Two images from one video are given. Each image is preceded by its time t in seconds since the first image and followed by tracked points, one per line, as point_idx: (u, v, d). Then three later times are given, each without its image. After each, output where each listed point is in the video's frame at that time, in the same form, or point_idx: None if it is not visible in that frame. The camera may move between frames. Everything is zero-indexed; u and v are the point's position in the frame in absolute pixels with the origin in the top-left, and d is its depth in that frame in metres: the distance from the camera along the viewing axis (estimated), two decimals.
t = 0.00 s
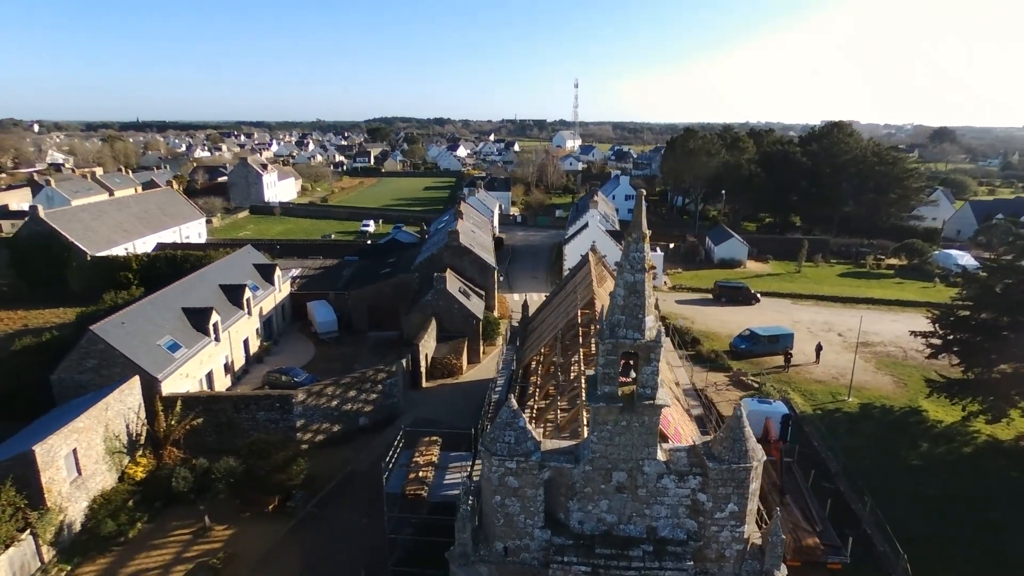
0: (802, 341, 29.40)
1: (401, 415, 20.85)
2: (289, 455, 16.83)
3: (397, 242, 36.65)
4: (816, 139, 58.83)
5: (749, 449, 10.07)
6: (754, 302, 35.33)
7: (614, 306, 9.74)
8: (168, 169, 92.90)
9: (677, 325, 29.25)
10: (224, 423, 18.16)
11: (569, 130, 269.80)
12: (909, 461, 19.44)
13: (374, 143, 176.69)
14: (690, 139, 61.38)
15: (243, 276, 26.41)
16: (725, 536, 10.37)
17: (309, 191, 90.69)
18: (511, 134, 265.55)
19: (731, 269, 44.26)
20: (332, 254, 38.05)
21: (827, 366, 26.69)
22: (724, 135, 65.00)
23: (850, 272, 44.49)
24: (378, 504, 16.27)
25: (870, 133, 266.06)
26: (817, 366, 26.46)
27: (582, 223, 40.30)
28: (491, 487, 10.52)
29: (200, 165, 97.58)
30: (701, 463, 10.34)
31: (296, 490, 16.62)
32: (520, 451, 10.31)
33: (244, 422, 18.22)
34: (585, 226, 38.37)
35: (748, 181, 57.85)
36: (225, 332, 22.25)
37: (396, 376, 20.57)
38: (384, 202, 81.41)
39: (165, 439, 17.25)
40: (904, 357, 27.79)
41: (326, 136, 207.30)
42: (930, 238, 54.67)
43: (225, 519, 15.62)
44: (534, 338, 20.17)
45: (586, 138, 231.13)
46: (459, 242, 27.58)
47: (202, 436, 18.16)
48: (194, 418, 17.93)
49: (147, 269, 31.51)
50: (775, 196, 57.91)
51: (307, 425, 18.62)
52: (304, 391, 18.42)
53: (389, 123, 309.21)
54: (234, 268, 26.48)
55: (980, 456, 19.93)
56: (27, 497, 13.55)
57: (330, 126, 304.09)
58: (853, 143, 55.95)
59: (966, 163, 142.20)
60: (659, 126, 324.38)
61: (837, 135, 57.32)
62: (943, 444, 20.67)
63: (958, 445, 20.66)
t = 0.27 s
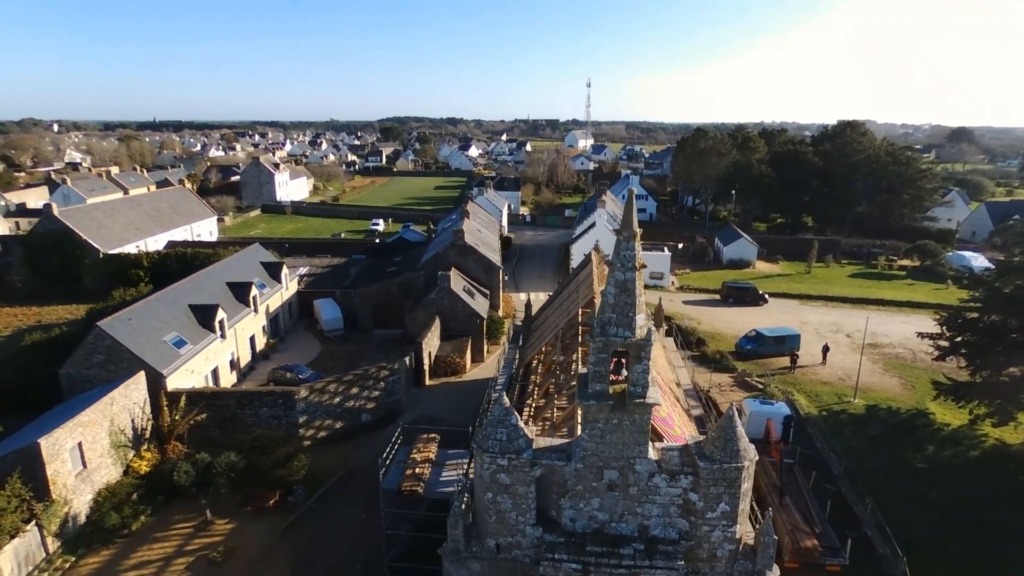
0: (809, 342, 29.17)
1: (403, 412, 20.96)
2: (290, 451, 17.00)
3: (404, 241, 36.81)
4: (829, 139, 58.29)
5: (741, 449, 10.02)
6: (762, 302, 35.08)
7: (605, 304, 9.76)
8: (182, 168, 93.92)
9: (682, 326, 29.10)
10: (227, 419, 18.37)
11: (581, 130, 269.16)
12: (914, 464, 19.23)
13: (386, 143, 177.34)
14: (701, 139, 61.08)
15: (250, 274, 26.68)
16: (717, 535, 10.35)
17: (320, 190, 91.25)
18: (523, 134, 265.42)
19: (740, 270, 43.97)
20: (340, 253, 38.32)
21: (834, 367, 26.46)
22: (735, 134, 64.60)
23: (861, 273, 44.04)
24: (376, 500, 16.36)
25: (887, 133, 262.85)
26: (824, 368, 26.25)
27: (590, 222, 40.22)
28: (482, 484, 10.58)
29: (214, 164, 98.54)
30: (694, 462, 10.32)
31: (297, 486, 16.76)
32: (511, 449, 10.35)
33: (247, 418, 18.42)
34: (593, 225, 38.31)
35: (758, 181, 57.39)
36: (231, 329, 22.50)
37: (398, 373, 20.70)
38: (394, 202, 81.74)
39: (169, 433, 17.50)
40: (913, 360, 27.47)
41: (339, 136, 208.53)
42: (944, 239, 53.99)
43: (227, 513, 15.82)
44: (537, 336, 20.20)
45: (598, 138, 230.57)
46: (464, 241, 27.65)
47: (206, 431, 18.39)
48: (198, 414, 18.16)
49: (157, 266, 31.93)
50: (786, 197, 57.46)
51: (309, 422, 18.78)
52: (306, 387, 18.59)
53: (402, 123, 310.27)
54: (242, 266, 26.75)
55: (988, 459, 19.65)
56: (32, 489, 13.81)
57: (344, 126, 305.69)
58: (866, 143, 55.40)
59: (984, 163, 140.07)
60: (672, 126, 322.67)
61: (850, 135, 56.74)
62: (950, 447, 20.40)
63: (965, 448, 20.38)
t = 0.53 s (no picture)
0: (816, 344, 28.94)
1: (406, 410, 21.10)
2: (292, 448, 17.19)
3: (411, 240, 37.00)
4: (841, 139, 57.70)
5: (733, 449, 10.00)
6: (770, 304, 34.85)
7: (596, 304, 9.79)
8: (197, 167, 94.92)
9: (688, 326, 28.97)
10: (231, 415, 18.60)
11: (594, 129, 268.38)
12: (919, 467, 19.03)
13: (398, 142, 177.92)
14: (712, 139, 60.68)
15: (257, 272, 26.96)
16: (709, 536, 10.34)
17: (332, 189, 91.78)
18: (535, 134, 265.10)
19: (749, 271, 43.69)
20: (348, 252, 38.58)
21: (840, 369, 26.23)
22: (747, 134, 64.11)
23: (873, 274, 43.59)
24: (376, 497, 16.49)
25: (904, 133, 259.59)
26: (830, 370, 26.04)
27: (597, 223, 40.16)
28: (475, 481, 10.64)
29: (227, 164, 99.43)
30: (685, 463, 10.31)
31: (298, 481, 16.95)
32: (503, 447, 10.40)
33: (250, 414, 18.64)
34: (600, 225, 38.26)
35: (769, 182, 56.51)
36: (237, 326, 22.76)
37: (401, 371, 20.84)
38: (405, 201, 82.03)
39: (173, 429, 17.75)
40: (922, 362, 27.17)
41: (352, 136, 209.65)
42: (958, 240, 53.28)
43: (229, 508, 16.03)
44: (539, 335, 20.21)
45: (611, 138, 229.80)
46: (469, 241, 27.75)
47: (211, 427, 18.63)
48: (202, 410, 18.40)
49: (167, 264, 32.35)
50: (797, 197, 56.98)
51: (312, 419, 18.97)
52: (309, 385, 18.77)
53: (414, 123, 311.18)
54: (249, 264, 27.04)
55: (996, 463, 19.38)
56: (39, 482, 14.09)
57: (357, 126, 307.25)
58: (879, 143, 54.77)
59: (1003, 163, 137.81)
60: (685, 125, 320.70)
61: (863, 135, 56.13)
62: (957, 451, 20.15)
63: (972, 452, 20.12)
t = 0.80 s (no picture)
0: (823, 346, 28.73)
1: (408, 409, 21.21)
2: (293, 445, 17.33)
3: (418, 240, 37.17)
4: (853, 139, 57.18)
5: (726, 450, 9.97)
6: (777, 305, 34.64)
7: (589, 304, 9.82)
8: (209, 167, 95.79)
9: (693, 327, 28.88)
10: (235, 412, 18.81)
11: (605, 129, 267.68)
12: (924, 470, 18.86)
13: (409, 142, 178.41)
14: (722, 139, 60.34)
15: (264, 271, 27.21)
16: (702, 537, 10.33)
17: (342, 189, 92.27)
18: (547, 133, 264.77)
19: (757, 272, 43.43)
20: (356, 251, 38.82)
21: (846, 371, 26.04)
22: (757, 134, 63.67)
23: (883, 276, 43.18)
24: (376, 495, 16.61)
25: (919, 133, 256.60)
26: (836, 372, 25.85)
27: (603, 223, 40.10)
28: (469, 479, 10.71)
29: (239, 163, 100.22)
30: (679, 464, 10.30)
31: (300, 478, 17.11)
32: (497, 446, 10.45)
33: (254, 412, 18.83)
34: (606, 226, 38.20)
35: (779, 182, 55.97)
36: (243, 324, 23.00)
37: (404, 370, 20.96)
38: (414, 201, 82.30)
39: (178, 425, 17.98)
40: (929, 365, 26.90)
41: (364, 136, 210.62)
42: (972, 242, 52.65)
43: (231, 504, 16.22)
44: (541, 335, 20.20)
45: (622, 138, 229.16)
46: (474, 241, 27.83)
47: (215, 424, 18.85)
48: (207, 406, 18.61)
49: (177, 262, 32.73)
50: (808, 198, 56.55)
51: (315, 417, 19.14)
52: (312, 383, 18.94)
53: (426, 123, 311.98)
54: (256, 263, 27.30)
55: (1002, 467, 19.15)
56: (45, 476, 14.34)
57: (369, 126, 308.55)
58: (891, 143, 54.23)
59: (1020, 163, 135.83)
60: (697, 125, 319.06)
61: (875, 136, 55.59)
62: (963, 454, 19.92)
63: (979, 455, 19.89)
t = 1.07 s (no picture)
0: (831, 348, 28.49)
1: (411, 407, 21.35)
2: (295, 442, 17.54)
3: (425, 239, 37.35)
4: (866, 140, 56.56)
5: (718, 451, 9.94)
6: (786, 307, 34.39)
7: (580, 305, 9.87)
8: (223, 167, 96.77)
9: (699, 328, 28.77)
10: (240, 409, 19.05)
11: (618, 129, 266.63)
12: (928, 474, 18.66)
13: (422, 142, 178.85)
14: (733, 139, 59.93)
15: (272, 270, 27.51)
16: (693, 538, 10.33)
17: (354, 189, 92.78)
18: (560, 133, 264.22)
19: (767, 273, 43.11)
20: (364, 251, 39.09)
21: (853, 374, 25.81)
22: (770, 134, 63.17)
23: (895, 278, 42.68)
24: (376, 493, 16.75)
25: (938, 133, 253.13)
26: (843, 375, 25.63)
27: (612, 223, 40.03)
28: (461, 478, 10.79)
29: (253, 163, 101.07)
30: (670, 465, 10.30)
31: (302, 475, 17.29)
32: (489, 445, 10.53)
33: (258, 409, 19.07)
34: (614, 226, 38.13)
35: (791, 183, 55.66)
36: (250, 322, 23.27)
37: (407, 369, 21.12)
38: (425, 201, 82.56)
39: (183, 421, 18.25)
40: (939, 368, 26.57)
41: (378, 136, 211.15)
42: (987, 244, 51.87)
43: (234, 500, 16.43)
44: (544, 334, 20.24)
45: (635, 138, 228.18)
46: (480, 240, 27.93)
47: (220, 420, 19.10)
48: (212, 403, 18.88)
49: (188, 261, 33.19)
50: (820, 199, 56.02)
51: (318, 414, 19.32)
52: (315, 381, 19.13)
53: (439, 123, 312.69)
54: (264, 262, 27.61)
55: (1009, 472, 18.89)
56: (52, 470, 14.64)
57: (383, 125, 309.86)
58: (905, 143, 53.59)
59: None
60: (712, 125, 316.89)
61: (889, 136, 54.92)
62: (970, 458, 19.67)
63: (987, 460, 19.62)
